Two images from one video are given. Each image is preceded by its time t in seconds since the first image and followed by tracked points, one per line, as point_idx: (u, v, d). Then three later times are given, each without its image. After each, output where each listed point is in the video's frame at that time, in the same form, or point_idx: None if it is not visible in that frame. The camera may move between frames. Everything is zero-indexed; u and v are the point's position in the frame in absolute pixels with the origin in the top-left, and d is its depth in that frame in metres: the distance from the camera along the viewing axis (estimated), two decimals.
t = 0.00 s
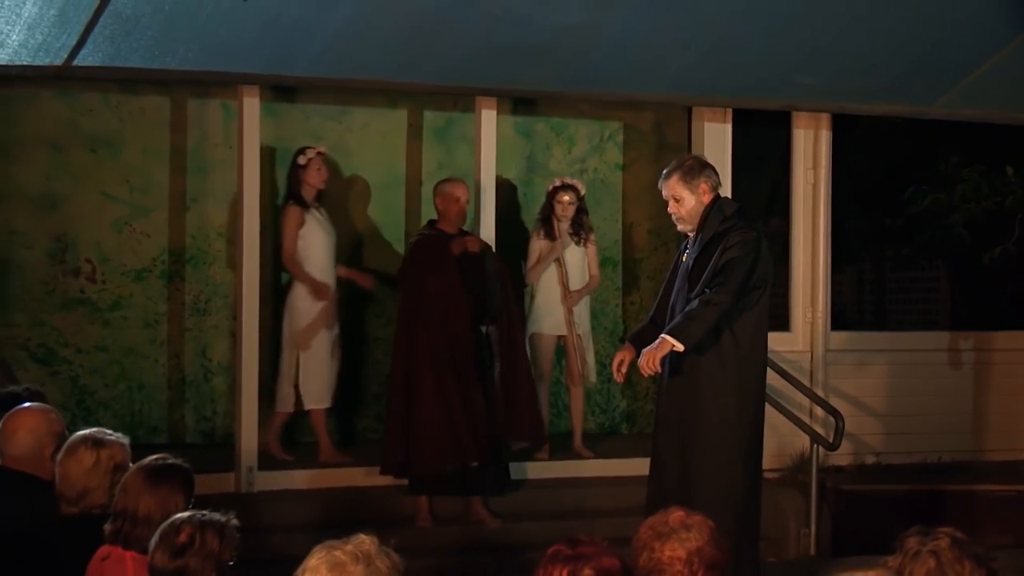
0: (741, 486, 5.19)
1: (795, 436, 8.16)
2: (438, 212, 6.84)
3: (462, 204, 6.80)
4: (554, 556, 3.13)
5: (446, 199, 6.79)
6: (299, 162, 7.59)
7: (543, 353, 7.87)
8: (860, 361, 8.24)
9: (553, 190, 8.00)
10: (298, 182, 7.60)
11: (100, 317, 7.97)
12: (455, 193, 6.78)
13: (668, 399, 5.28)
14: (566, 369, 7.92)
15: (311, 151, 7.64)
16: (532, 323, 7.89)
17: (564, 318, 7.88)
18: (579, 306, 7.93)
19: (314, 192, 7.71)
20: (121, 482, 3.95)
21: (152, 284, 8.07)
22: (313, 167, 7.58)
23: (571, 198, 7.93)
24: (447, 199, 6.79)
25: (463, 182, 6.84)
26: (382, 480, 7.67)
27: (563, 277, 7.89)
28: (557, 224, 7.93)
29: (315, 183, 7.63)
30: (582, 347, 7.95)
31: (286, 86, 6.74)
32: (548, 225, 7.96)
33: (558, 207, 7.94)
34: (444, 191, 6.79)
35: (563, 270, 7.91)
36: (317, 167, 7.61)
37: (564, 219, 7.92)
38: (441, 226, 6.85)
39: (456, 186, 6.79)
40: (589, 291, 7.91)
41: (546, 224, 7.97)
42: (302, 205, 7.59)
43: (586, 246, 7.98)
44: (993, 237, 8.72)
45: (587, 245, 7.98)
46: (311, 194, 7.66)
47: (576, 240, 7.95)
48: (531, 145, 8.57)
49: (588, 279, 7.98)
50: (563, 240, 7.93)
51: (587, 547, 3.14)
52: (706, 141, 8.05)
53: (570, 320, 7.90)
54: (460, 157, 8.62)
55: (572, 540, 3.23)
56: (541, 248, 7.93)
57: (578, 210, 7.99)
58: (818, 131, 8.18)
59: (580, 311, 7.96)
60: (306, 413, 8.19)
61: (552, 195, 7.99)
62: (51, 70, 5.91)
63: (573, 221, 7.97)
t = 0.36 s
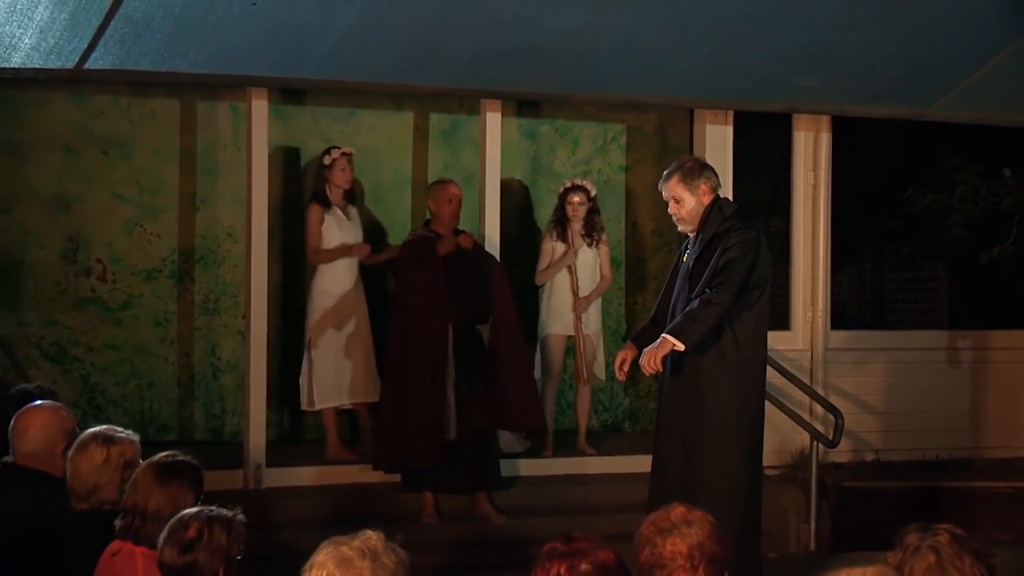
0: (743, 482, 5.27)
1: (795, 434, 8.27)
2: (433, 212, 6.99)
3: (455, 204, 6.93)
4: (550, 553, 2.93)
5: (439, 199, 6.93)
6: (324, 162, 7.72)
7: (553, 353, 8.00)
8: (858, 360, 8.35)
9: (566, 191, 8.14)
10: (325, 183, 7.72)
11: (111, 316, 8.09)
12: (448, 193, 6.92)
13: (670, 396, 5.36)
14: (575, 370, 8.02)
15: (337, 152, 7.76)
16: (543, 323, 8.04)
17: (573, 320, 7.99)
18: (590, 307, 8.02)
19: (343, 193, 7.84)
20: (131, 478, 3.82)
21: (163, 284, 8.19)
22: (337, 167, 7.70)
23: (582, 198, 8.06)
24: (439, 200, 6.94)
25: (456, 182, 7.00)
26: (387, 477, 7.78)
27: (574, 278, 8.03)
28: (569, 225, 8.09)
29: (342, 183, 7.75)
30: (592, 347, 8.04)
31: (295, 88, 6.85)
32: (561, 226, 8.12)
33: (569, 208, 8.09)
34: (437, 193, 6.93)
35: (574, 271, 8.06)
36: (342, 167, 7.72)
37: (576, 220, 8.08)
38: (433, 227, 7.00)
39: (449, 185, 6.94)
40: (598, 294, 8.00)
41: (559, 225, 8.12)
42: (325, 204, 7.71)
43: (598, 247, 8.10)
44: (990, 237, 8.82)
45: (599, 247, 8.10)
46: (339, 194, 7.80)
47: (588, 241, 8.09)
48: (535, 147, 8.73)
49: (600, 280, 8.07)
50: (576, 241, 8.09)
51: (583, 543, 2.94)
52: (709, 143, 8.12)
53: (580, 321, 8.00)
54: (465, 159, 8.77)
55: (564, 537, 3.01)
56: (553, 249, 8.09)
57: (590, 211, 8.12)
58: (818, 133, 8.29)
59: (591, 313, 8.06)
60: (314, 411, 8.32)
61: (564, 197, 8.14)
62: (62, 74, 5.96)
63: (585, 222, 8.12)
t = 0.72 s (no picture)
0: (742, 479, 5.33)
1: (794, 431, 8.39)
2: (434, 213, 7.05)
3: (453, 204, 7.00)
4: (548, 549, 3.00)
5: (438, 201, 7.00)
6: (344, 165, 7.75)
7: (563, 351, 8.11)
8: (855, 358, 8.45)
9: (574, 192, 8.20)
10: (347, 187, 7.76)
11: (120, 315, 8.24)
12: (446, 194, 6.99)
13: (670, 395, 5.43)
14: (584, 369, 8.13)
15: (353, 155, 7.72)
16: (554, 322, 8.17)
17: (580, 320, 8.14)
18: (601, 306, 8.16)
19: (370, 195, 7.85)
20: (140, 475, 3.90)
21: (171, 284, 8.35)
22: (355, 169, 7.70)
23: (590, 200, 8.14)
24: (439, 201, 7.00)
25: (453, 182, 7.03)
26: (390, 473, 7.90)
27: (584, 279, 8.14)
28: (579, 226, 8.18)
29: (363, 186, 7.78)
30: (602, 346, 8.19)
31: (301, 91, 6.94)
32: (571, 227, 8.20)
33: (577, 209, 8.16)
34: (436, 194, 6.99)
35: (584, 272, 8.16)
36: (361, 170, 7.72)
37: (586, 221, 8.16)
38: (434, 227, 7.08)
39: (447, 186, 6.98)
40: (608, 295, 8.12)
41: (569, 226, 8.19)
42: (346, 206, 7.78)
43: (607, 247, 8.22)
44: (986, 237, 8.97)
45: (608, 247, 8.22)
46: (363, 194, 7.81)
47: (598, 242, 8.19)
48: (537, 149, 8.84)
49: (610, 279, 8.18)
50: (586, 242, 8.19)
51: (581, 539, 3.02)
52: (709, 145, 8.25)
53: (588, 321, 8.14)
54: (469, 161, 8.89)
55: (562, 534, 3.09)
56: (564, 250, 8.18)
57: (598, 211, 8.20)
58: (817, 135, 8.40)
59: (601, 315, 8.20)
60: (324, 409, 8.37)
61: (572, 198, 8.20)
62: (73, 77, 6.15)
63: (594, 222, 8.21)
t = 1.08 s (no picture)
0: (740, 475, 5.44)
1: (790, 429, 8.51)
2: (442, 213, 7.23)
3: (463, 205, 7.16)
4: (544, 547, 3.08)
5: (447, 202, 7.15)
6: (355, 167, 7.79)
7: (566, 350, 8.24)
8: (850, 358, 8.57)
9: (576, 193, 8.34)
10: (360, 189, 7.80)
11: (125, 315, 8.37)
12: (456, 195, 7.14)
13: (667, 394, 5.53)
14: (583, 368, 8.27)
15: (365, 158, 7.79)
16: (555, 321, 8.30)
17: (580, 319, 8.24)
18: (603, 303, 8.26)
19: (384, 197, 7.87)
20: (145, 473, 4.00)
21: (176, 284, 8.48)
22: (366, 172, 7.75)
23: (591, 200, 8.27)
24: (447, 201, 7.15)
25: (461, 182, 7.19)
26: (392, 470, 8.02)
27: (585, 278, 8.28)
28: (582, 227, 8.30)
29: (376, 188, 7.82)
30: (599, 349, 8.22)
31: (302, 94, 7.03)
32: (573, 227, 8.34)
33: (579, 209, 8.29)
34: (445, 195, 7.15)
35: (586, 272, 8.30)
36: (371, 173, 7.75)
37: (588, 221, 8.28)
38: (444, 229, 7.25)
39: (456, 187, 7.13)
40: (609, 295, 8.24)
41: (572, 226, 8.34)
42: (359, 210, 7.83)
43: (608, 247, 8.36)
44: (979, 240, 9.16)
45: (610, 247, 8.36)
46: (376, 197, 7.84)
47: (600, 242, 8.32)
48: (537, 151, 8.95)
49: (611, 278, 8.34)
50: (588, 241, 8.31)
51: (576, 536, 3.11)
52: (707, 147, 8.35)
53: (587, 320, 8.23)
54: (470, 163, 9.01)
55: (557, 531, 3.18)
56: (566, 249, 8.31)
57: (600, 212, 8.33)
58: (812, 137, 8.51)
59: (602, 314, 8.27)
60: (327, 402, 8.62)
61: (575, 198, 8.34)
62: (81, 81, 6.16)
63: (596, 223, 8.33)
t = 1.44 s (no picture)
0: (736, 472, 5.56)
1: (785, 428, 8.63)
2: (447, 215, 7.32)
3: (469, 207, 7.26)
4: (539, 545, 3.20)
5: (452, 204, 7.26)
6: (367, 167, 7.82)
7: (563, 350, 8.39)
8: (845, 357, 8.71)
9: (576, 194, 8.40)
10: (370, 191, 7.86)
11: (131, 315, 8.50)
12: (461, 198, 7.24)
13: (665, 392, 5.66)
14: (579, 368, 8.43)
15: (375, 158, 7.76)
16: (552, 320, 8.42)
17: (578, 319, 8.37)
18: (600, 303, 8.38)
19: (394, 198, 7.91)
20: (151, 470, 4.11)
21: (181, 285, 8.61)
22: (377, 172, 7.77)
23: (590, 201, 8.30)
24: (453, 203, 7.25)
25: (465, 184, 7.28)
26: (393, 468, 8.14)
27: (584, 278, 8.39)
28: (578, 227, 8.38)
29: (386, 189, 7.86)
30: (597, 347, 8.36)
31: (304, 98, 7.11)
32: (571, 227, 8.42)
33: (577, 209, 8.36)
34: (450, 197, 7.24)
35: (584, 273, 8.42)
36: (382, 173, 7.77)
37: (586, 222, 8.37)
38: (449, 230, 7.31)
39: (461, 190, 7.24)
40: (605, 295, 8.37)
41: (570, 226, 8.42)
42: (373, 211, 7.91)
43: (606, 248, 8.45)
44: (971, 241, 9.19)
45: (607, 248, 8.45)
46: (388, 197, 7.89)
47: (597, 244, 8.41)
48: (536, 154, 9.10)
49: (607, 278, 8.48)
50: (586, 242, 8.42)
51: (570, 533, 3.23)
52: (704, 149, 8.45)
53: (586, 321, 8.37)
54: (470, 165, 9.13)
55: (552, 529, 3.30)
56: (564, 250, 8.41)
57: (598, 213, 8.39)
58: (808, 139, 8.65)
59: (598, 314, 8.42)
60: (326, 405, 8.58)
61: (574, 199, 8.39)
62: (85, 85, 6.13)
63: (593, 223, 8.41)
